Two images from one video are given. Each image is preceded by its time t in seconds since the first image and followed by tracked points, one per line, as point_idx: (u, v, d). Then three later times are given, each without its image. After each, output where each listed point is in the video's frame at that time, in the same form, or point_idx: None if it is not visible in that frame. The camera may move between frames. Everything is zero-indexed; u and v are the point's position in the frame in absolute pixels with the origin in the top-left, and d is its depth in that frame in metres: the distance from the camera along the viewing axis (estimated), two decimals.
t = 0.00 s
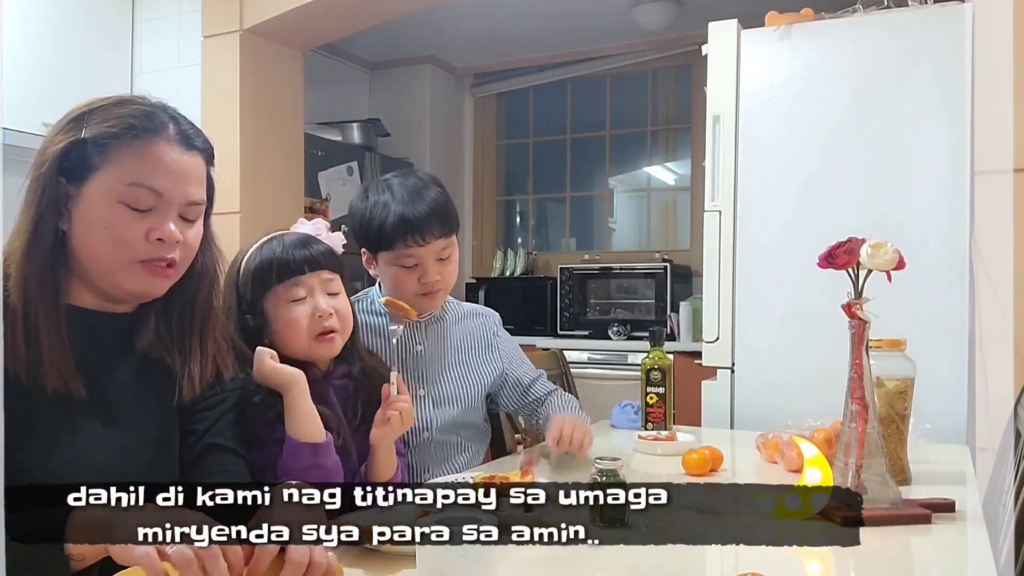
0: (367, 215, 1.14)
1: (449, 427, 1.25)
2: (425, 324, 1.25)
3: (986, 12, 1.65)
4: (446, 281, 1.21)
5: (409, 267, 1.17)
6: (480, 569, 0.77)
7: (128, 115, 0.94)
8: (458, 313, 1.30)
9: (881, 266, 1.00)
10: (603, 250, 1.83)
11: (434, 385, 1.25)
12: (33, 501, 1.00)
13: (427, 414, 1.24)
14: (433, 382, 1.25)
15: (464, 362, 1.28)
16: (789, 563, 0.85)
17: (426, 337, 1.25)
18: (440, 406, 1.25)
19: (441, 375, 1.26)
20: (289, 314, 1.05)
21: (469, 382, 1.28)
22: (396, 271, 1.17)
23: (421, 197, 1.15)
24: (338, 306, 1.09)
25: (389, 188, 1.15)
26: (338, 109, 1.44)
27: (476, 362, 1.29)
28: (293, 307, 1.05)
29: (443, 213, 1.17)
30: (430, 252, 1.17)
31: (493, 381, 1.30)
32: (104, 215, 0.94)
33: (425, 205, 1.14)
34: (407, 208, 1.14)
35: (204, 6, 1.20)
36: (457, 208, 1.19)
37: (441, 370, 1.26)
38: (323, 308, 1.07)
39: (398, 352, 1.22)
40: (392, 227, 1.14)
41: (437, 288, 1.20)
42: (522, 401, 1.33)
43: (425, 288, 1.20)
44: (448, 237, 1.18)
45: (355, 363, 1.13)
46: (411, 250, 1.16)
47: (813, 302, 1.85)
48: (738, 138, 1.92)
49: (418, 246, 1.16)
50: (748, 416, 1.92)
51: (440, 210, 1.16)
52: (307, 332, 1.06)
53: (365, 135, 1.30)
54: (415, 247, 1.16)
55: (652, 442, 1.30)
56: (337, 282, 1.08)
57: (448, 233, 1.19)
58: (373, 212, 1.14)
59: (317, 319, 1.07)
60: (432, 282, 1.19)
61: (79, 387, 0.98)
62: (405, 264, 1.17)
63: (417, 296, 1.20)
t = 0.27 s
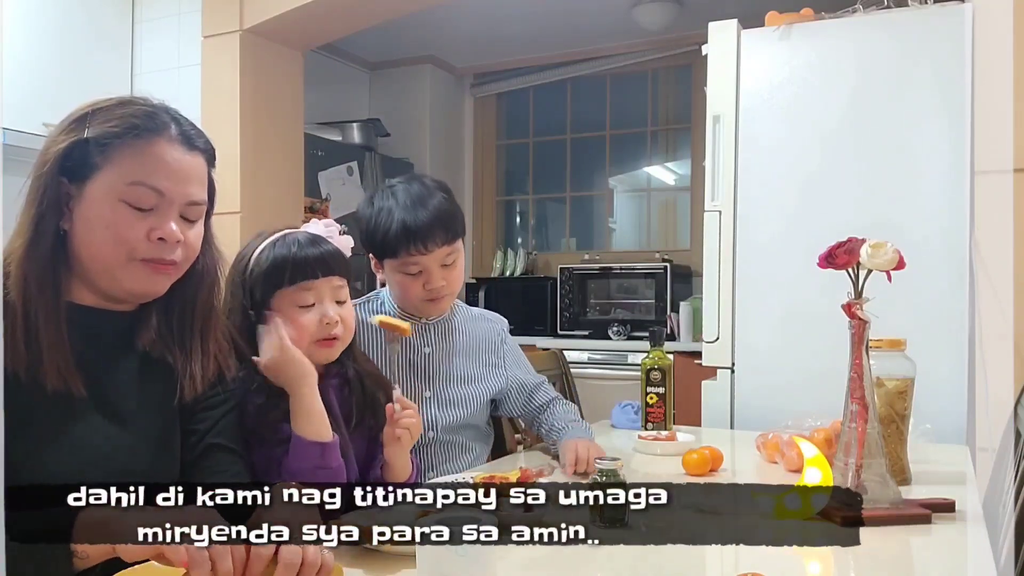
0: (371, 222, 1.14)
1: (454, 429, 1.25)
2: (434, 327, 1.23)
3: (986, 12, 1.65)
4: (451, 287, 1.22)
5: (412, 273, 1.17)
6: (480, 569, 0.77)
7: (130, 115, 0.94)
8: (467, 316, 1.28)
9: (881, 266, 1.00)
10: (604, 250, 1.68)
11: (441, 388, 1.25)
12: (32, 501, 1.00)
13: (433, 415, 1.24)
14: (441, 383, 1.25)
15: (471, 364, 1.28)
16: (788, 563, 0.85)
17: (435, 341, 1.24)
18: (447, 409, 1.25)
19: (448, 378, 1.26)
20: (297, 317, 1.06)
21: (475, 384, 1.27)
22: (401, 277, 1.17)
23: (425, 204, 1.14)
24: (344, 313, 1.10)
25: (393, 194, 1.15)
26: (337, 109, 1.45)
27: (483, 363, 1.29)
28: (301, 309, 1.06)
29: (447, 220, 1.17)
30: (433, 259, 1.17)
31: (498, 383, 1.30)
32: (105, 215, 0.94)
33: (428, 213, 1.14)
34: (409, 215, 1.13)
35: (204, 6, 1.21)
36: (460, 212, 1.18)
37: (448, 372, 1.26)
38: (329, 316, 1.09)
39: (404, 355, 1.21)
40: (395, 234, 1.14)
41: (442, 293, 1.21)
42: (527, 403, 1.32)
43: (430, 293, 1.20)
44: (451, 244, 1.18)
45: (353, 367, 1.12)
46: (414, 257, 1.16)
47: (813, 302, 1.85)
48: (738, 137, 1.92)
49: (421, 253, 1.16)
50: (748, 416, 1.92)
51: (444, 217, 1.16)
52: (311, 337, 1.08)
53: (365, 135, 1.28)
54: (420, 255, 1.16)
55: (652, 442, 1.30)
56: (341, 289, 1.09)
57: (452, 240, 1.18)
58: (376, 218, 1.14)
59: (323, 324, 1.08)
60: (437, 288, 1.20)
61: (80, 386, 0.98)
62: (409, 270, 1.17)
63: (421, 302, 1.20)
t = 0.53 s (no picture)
0: (373, 224, 1.14)
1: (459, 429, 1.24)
2: (438, 326, 1.24)
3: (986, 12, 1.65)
4: (455, 287, 1.21)
5: (416, 275, 1.17)
6: (480, 569, 0.77)
7: (141, 118, 0.94)
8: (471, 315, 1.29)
9: (881, 266, 1.00)
10: (603, 250, 1.68)
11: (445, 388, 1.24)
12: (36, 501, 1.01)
13: (437, 416, 1.24)
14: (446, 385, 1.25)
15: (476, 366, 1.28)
16: (788, 563, 0.85)
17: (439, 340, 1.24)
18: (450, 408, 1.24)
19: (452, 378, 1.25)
20: (275, 321, 1.04)
21: (481, 386, 1.27)
22: (404, 279, 1.17)
23: (428, 206, 1.14)
24: (326, 320, 1.06)
25: (395, 196, 1.14)
26: (337, 109, 1.44)
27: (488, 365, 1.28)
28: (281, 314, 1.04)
29: (450, 221, 1.16)
30: (437, 260, 1.17)
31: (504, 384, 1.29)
32: (115, 215, 0.94)
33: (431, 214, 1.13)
34: (412, 216, 1.13)
35: (204, 6, 1.21)
36: (463, 212, 1.18)
37: (452, 371, 1.26)
38: (309, 323, 1.05)
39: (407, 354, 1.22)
40: (398, 235, 1.14)
41: (447, 294, 1.21)
42: (531, 403, 1.31)
43: (434, 294, 1.20)
44: (455, 244, 1.18)
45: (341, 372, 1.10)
46: (418, 259, 1.16)
47: (813, 302, 1.85)
48: (738, 138, 1.92)
49: (425, 255, 1.16)
50: (748, 416, 1.92)
51: (447, 218, 1.15)
52: (291, 343, 1.04)
53: (365, 135, 1.28)
54: (423, 257, 1.16)
55: (652, 442, 1.31)
56: (328, 294, 1.05)
57: (456, 240, 1.18)
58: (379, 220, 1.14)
59: (304, 331, 1.05)
60: (441, 289, 1.20)
61: (85, 387, 0.98)
62: (412, 272, 1.17)
63: (425, 302, 1.20)
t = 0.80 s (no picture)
0: (368, 224, 1.14)
1: (463, 426, 1.25)
2: (438, 327, 1.25)
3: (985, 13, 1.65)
4: (450, 285, 1.21)
5: (410, 274, 1.17)
6: (480, 569, 0.77)
7: (156, 121, 0.95)
8: (469, 314, 1.30)
9: (881, 266, 1.00)
10: (603, 250, 1.71)
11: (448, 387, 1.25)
12: (36, 502, 1.00)
13: (439, 415, 1.25)
14: (447, 384, 1.26)
15: (477, 365, 1.28)
16: (789, 563, 0.85)
17: (439, 340, 1.25)
18: (454, 406, 1.25)
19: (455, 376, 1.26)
20: (263, 315, 1.04)
21: (482, 384, 1.28)
22: (399, 278, 1.18)
23: (420, 206, 1.13)
24: (315, 314, 1.06)
25: (390, 196, 1.14)
26: (338, 109, 1.44)
27: (489, 363, 1.29)
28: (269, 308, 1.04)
29: (444, 220, 1.16)
30: (431, 258, 1.17)
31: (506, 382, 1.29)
32: (130, 217, 0.94)
33: (424, 214, 1.13)
34: (405, 216, 1.13)
35: (204, 6, 1.21)
36: (457, 211, 1.18)
37: (454, 370, 1.27)
38: (296, 315, 1.04)
39: (409, 354, 1.23)
40: (392, 236, 1.14)
41: (443, 292, 1.21)
42: (535, 395, 1.33)
43: (431, 293, 1.20)
44: (449, 243, 1.17)
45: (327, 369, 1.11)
46: (412, 258, 1.16)
47: (813, 302, 1.85)
48: (738, 137, 1.92)
49: (419, 254, 1.16)
50: (748, 416, 1.92)
51: (440, 217, 1.15)
52: (280, 336, 1.04)
53: (365, 134, 1.28)
54: (417, 255, 1.16)
55: (652, 442, 1.31)
56: (316, 288, 1.06)
57: (451, 239, 1.18)
58: (373, 221, 1.14)
59: (291, 325, 1.04)
60: (437, 287, 1.20)
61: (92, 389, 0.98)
62: (406, 271, 1.17)
63: (422, 301, 1.20)
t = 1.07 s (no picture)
0: (371, 224, 1.14)
1: (463, 425, 1.26)
2: (438, 327, 1.26)
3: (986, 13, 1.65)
4: (452, 286, 1.21)
5: (413, 274, 1.17)
6: (480, 569, 0.77)
7: (159, 122, 0.95)
8: (470, 314, 1.31)
9: (881, 266, 1.00)
10: (604, 250, 1.64)
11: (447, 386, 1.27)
12: (36, 503, 1.00)
13: (439, 416, 1.25)
14: (447, 384, 1.27)
15: (477, 365, 1.29)
16: (789, 563, 0.85)
17: (440, 340, 1.27)
18: (454, 405, 1.26)
19: (454, 376, 1.28)
20: (275, 319, 1.04)
21: (482, 384, 1.29)
22: (402, 278, 1.18)
23: (424, 207, 1.14)
24: (325, 316, 1.07)
25: (393, 197, 1.14)
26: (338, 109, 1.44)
27: (489, 364, 1.29)
28: (280, 312, 1.04)
29: (447, 222, 1.16)
30: (434, 259, 1.17)
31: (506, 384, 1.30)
32: (133, 218, 0.95)
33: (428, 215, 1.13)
34: (408, 217, 1.13)
35: (204, 6, 1.21)
36: (459, 211, 1.18)
37: (454, 369, 1.28)
38: (307, 318, 1.06)
39: (410, 354, 1.24)
40: (395, 236, 1.14)
41: (445, 292, 1.21)
42: (538, 395, 1.34)
43: (432, 293, 1.20)
44: (452, 244, 1.17)
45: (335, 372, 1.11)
46: (414, 258, 1.16)
47: (812, 302, 1.85)
48: (738, 137, 1.91)
49: (422, 255, 1.16)
50: (748, 416, 1.92)
51: (443, 218, 1.15)
52: (290, 338, 1.05)
53: (365, 135, 1.27)
54: (419, 255, 1.16)
55: (652, 442, 1.31)
56: (325, 289, 1.06)
57: (454, 240, 1.18)
58: (376, 221, 1.14)
59: (304, 328, 1.06)
60: (439, 288, 1.20)
61: (91, 390, 0.98)
62: (409, 271, 1.17)
63: (423, 300, 1.20)
